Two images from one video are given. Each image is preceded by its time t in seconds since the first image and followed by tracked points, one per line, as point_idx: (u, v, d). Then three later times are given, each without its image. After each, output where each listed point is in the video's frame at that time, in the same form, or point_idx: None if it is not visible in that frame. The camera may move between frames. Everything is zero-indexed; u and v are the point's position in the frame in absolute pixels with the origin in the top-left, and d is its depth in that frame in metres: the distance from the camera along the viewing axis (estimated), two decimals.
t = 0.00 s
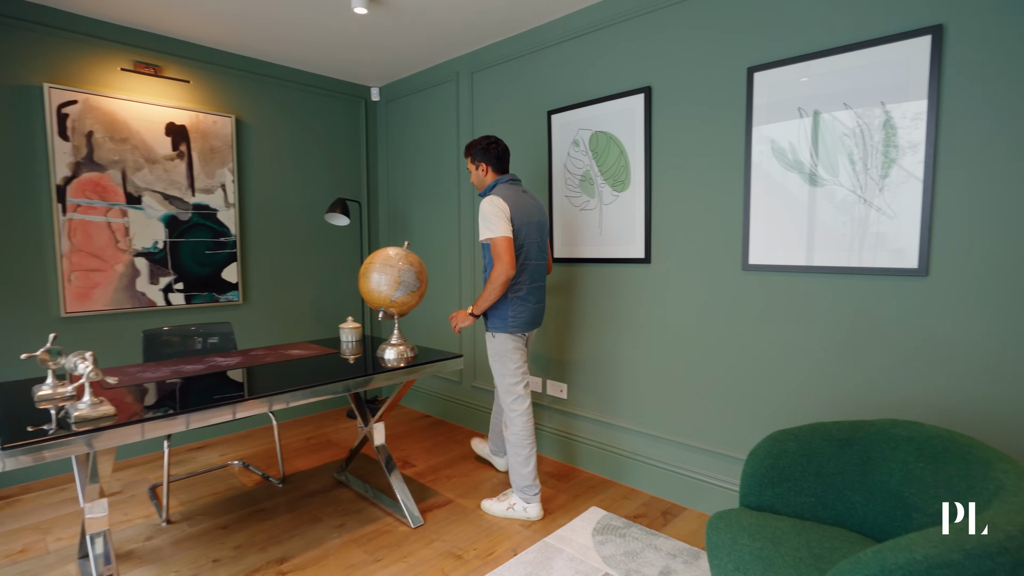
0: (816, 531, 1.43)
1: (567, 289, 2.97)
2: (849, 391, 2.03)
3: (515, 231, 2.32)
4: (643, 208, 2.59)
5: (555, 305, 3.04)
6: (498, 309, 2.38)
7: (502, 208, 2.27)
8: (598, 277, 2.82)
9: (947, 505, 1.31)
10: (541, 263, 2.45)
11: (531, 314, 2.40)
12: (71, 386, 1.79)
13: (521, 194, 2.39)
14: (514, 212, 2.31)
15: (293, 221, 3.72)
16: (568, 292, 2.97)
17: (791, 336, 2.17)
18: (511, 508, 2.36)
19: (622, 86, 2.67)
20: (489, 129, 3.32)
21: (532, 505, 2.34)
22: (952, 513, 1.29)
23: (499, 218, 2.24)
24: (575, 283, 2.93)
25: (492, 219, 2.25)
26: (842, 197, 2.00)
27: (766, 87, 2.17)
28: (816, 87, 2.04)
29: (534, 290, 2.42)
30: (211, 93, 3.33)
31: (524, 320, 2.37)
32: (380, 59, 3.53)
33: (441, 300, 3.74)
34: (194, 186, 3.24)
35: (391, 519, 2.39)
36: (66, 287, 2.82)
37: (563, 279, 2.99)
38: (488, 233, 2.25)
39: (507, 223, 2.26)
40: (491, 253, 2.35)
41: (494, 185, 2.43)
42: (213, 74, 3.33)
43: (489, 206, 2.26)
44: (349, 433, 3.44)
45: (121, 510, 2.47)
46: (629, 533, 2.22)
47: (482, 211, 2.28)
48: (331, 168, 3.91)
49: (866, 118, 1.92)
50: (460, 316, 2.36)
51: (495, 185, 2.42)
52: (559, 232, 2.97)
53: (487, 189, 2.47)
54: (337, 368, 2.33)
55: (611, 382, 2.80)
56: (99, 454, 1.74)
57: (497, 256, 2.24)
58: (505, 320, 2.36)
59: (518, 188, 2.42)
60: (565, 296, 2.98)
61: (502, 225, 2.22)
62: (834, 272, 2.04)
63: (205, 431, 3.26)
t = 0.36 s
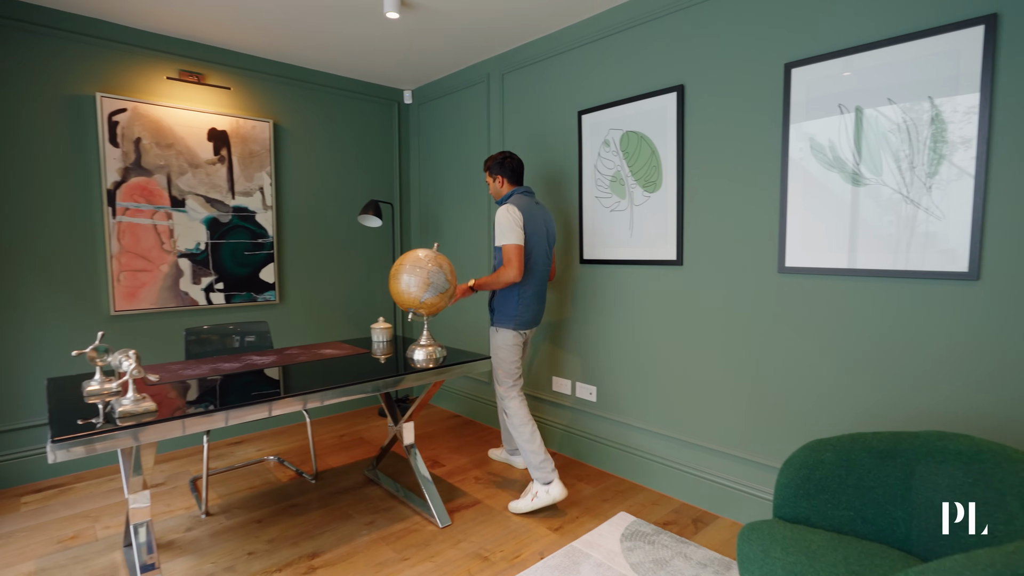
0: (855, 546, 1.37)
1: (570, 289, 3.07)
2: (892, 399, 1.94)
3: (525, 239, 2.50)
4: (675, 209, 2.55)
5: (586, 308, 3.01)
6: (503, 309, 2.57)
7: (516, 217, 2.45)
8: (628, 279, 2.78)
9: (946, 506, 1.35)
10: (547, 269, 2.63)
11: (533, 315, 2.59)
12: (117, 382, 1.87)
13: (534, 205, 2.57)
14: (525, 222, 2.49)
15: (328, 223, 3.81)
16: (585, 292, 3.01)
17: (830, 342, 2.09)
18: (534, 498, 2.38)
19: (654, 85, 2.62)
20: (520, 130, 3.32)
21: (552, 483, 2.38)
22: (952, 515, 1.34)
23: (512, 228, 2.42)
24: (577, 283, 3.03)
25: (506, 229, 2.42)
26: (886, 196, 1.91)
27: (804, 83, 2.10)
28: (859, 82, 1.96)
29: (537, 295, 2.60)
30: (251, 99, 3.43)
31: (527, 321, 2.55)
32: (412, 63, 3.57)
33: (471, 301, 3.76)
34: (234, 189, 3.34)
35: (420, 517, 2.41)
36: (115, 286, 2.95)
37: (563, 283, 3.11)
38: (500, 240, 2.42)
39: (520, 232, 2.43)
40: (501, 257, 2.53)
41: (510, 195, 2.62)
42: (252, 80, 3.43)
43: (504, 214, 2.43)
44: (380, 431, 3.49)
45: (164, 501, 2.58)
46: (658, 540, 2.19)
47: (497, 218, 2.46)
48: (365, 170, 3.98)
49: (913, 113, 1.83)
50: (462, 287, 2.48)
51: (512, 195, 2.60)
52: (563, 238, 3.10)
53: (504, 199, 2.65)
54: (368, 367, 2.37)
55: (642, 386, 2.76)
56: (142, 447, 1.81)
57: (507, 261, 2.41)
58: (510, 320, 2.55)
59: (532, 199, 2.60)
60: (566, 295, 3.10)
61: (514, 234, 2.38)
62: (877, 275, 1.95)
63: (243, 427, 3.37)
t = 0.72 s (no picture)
0: (896, 561, 1.31)
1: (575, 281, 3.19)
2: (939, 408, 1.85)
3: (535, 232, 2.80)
4: (707, 208, 2.49)
5: (615, 309, 2.98)
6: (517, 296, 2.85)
7: (527, 210, 2.77)
8: (658, 280, 2.74)
9: (946, 506, 1.35)
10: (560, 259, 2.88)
11: (547, 300, 2.85)
12: (157, 377, 1.95)
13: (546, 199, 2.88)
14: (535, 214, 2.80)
15: (360, 223, 3.87)
16: (608, 292, 3.00)
17: (870, 346, 2.01)
18: (506, 463, 2.82)
19: (685, 82, 2.57)
20: (549, 129, 3.31)
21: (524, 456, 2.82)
22: (952, 514, 1.34)
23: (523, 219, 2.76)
24: (582, 274, 3.14)
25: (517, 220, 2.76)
26: (933, 194, 1.82)
27: (844, 77, 2.02)
28: (902, 74, 1.87)
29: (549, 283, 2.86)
30: (286, 103, 3.52)
31: (542, 307, 2.82)
32: (443, 64, 3.60)
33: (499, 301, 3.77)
34: (270, 191, 3.44)
35: (446, 516, 2.43)
36: (158, 285, 3.07)
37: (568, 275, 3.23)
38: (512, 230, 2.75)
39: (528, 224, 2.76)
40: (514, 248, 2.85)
41: (527, 189, 2.94)
42: (288, 85, 3.52)
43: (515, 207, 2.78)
44: (410, 429, 3.54)
45: (202, 492, 2.67)
46: (687, 547, 2.14)
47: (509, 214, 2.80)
48: (396, 171, 4.03)
49: (962, 107, 1.74)
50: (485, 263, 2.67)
51: (527, 190, 2.91)
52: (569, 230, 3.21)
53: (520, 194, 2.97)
54: (398, 366, 2.40)
55: (672, 389, 2.71)
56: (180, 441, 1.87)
57: (511, 250, 2.75)
58: (525, 306, 2.82)
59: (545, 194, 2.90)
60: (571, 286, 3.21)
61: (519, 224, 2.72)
62: (922, 277, 1.86)
63: (278, 422, 3.47)
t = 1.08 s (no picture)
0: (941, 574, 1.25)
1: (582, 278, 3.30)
2: (989, 415, 1.75)
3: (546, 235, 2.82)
4: (741, 206, 2.42)
5: (645, 309, 2.93)
6: (526, 299, 2.88)
7: (539, 214, 2.76)
8: (689, 279, 2.68)
9: (946, 506, 1.33)
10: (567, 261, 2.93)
11: (554, 303, 2.89)
12: (195, 369, 2.02)
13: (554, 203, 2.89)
14: (547, 217, 2.80)
15: (391, 222, 3.92)
16: (636, 291, 2.97)
17: (914, 348, 1.92)
18: (496, 443, 3.09)
19: (720, 76, 2.51)
20: (579, 127, 3.28)
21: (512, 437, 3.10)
22: (952, 515, 1.32)
23: (535, 224, 2.74)
24: (606, 272, 3.14)
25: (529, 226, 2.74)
26: (984, 188, 1.72)
27: (887, 67, 1.93)
28: (951, 63, 1.78)
29: (556, 286, 2.90)
30: (321, 104, 3.60)
31: (549, 309, 2.87)
32: (474, 63, 3.61)
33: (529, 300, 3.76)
34: (304, 190, 3.52)
35: (473, 513, 2.44)
36: (198, 282, 3.19)
37: (576, 273, 3.35)
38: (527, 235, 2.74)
39: (542, 229, 2.75)
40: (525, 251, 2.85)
41: (534, 193, 2.95)
42: (323, 87, 3.60)
43: (526, 212, 2.76)
44: (438, 426, 3.57)
45: (238, 483, 2.76)
46: (718, 552, 2.09)
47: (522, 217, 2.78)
48: (427, 170, 4.07)
49: (1017, 96, 1.65)
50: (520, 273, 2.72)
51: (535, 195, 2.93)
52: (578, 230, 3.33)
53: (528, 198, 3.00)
54: (427, 363, 2.42)
55: (702, 390, 2.65)
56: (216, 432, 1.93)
57: (529, 254, 2.75)
58: (533, 307, 2.86)
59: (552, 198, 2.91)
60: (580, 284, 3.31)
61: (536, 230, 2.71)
62: (971, 276, 1.76)
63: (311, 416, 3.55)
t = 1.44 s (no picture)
0: None
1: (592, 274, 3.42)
2: None
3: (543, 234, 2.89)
4: (776, 200, 2.37)
5: (674, 306, 2.89)
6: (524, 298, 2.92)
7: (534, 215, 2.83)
8: (721, 276, 2.63)
9: (946, 505, 1.31)
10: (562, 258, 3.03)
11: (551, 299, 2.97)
12: (231, 361, 2.07)
13: (549, 202, 2.97)
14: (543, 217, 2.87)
15: (419, 219, 3.96)
16: (665, 289, 2.93)
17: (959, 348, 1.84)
18: (520, 443, 3.11)
19: (753, 68, 2.45)
20: (607, 123, 3.26)
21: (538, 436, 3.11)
22: (952, 514, 1.30)
23: (532, 224, 2.80)
24: (634, 269, 3.11)
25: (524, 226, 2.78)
26: None
27: (932, 55, 1.85)
28: (1002, 49, 1.69)
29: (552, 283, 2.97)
30: (351, 103, 3.65)
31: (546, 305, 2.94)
32: (501, 60, 3.61)
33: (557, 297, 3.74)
34: (335, 188, 3.57)
35: (500, 509, 2.44)
36: (233, 277, 3.27)
37: (604, 270, 3.32)
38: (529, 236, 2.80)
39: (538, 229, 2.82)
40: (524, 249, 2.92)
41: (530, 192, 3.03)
42: (353, 86, 3.65)
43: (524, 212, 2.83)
44: (465, 422, 3.59)
45: (270, 473, 2.82)
46: (749, 554, 2.05)
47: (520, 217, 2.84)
48: (454, 168, 4.10)
49: None
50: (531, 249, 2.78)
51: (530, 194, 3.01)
52: (588, 231, 3.45)
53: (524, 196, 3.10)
54: (454, 358, 2.43)
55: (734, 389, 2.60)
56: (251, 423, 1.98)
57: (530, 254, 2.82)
58: (529, 304, 2.93)
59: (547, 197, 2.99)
60: (589, 280, 3.45)
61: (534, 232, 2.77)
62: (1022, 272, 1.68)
63: (340, 411, 3.61)
